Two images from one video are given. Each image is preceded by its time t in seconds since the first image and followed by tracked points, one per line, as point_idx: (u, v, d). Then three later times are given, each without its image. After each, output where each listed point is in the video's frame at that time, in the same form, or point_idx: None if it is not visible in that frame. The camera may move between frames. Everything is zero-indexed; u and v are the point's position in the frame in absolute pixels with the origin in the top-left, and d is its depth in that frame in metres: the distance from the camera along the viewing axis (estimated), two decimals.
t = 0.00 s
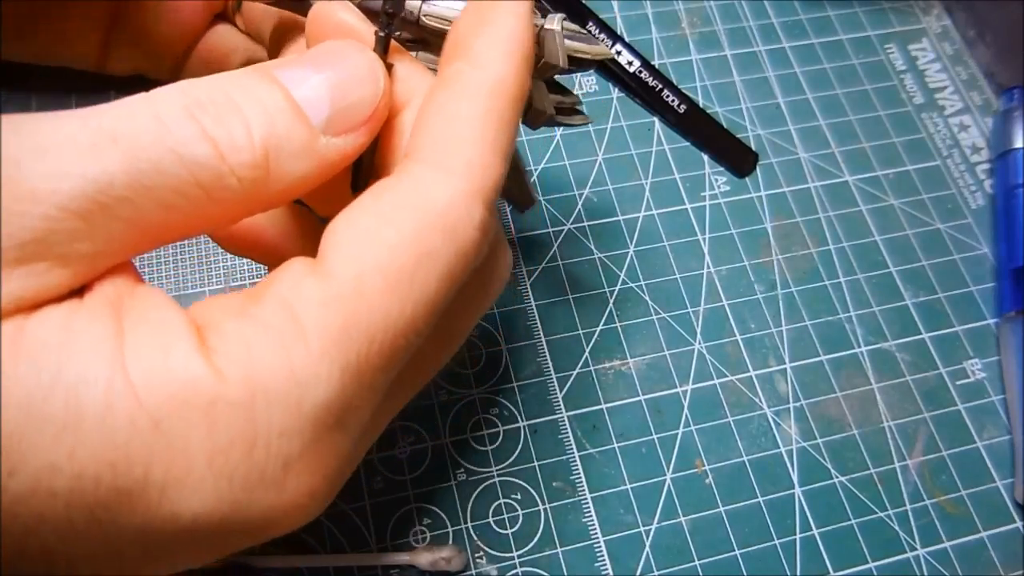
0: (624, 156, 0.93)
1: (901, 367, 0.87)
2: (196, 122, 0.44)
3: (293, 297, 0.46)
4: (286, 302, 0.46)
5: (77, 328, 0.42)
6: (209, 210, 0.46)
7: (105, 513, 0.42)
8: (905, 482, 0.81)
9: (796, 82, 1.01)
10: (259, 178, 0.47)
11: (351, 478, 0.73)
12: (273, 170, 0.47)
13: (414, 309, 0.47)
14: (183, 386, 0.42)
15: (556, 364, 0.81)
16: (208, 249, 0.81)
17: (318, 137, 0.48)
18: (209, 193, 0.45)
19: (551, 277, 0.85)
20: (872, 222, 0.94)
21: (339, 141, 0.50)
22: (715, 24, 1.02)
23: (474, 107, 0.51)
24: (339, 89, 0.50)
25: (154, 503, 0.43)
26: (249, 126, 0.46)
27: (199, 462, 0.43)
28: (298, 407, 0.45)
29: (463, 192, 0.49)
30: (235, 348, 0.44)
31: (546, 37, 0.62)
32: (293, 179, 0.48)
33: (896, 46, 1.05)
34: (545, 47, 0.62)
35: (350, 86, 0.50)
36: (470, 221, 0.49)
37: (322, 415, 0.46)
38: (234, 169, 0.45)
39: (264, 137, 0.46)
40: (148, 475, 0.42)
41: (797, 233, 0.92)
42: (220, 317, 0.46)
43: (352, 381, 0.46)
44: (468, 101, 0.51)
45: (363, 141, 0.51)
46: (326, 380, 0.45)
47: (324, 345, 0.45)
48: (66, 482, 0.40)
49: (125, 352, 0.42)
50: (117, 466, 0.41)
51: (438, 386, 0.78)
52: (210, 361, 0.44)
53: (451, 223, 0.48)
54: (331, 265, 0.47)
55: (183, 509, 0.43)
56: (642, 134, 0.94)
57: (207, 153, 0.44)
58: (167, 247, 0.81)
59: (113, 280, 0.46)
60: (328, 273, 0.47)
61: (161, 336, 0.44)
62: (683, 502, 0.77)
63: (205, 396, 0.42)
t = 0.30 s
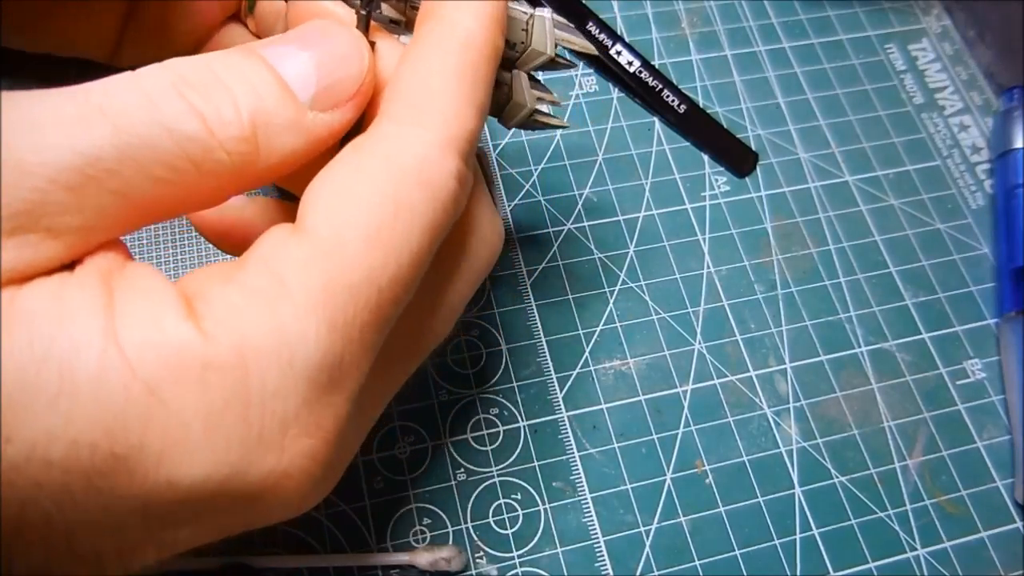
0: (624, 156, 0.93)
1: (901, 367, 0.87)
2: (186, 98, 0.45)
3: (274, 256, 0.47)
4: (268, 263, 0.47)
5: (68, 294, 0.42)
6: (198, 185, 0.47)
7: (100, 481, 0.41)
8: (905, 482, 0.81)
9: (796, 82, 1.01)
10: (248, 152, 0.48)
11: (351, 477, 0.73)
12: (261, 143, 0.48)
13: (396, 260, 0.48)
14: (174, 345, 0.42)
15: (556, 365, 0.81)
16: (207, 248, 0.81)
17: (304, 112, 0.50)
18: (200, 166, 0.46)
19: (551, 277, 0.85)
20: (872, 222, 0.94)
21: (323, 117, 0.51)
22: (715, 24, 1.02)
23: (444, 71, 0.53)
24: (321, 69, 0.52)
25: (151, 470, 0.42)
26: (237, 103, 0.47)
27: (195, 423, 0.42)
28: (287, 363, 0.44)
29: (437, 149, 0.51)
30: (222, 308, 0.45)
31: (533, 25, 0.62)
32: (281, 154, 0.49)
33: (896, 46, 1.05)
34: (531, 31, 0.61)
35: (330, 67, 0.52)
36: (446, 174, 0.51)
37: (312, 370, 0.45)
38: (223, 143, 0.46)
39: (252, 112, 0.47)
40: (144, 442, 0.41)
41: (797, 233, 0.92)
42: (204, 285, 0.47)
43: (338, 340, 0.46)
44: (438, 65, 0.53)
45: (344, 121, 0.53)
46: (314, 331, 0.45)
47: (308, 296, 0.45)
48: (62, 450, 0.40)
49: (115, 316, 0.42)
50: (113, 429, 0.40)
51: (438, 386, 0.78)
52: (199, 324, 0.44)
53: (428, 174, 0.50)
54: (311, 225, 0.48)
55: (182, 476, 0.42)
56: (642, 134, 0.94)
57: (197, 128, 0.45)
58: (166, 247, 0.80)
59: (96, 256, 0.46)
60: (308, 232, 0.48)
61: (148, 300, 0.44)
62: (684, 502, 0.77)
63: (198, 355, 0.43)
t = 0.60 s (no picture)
0: (624, 155, 0.93)
1: (902, 368, 0.87)
2: (191, 170, 0.44)
3: (287, 320, 0.47)
4: (280, 325, 0.47)
5: (59, 365, 0.42)
6: (197, 250, 0.47)
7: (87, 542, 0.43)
8: (905, 482, 0.81)
9: (796, 82, 1.01)
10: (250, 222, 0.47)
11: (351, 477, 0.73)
12: (264, 216, 0.47)
13: (404, 338, 0.49)
14: (171, 417, 0.43)
15: (556, 364, 0.81)
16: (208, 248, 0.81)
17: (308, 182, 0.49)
18: (197, 238, 0.46)
19: (551, 277, 0.85)
20: (872, 222, 0.94)
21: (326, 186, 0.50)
22: (715, 24, 1.02)
23: (459, 134, 0.52)
24: (333, 127, 0.49)
25: (134, 532, 0.43)
26: (242, 172, 0.46)
27: (185, 490, 0.44)
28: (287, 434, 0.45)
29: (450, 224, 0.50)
30: (226, 375, 0.45)
31: (525, 26, 0.64)
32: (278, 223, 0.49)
33: (896, 46, 1.05)
34: (523, 31, 0.64)
35: (342, 123, 0.50)
36: (460, 252, 0.50)
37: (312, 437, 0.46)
38: (227, 217, 0.46)
39: (256, 185, 0.46)
40: (132, 505, 0.42)
41: (797, 233, 0.92)
42: (208, 341, 0.47)
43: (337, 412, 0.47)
44: (452, 130, 0.52)
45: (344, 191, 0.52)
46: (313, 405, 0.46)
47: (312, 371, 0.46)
48: (49, 520, 0.41)
49: (110, 389, 0.42)
50: (100, 501, 0.42)
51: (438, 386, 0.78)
52: (197, 390, 0.44)
53: (438, 252, 0.50)
54: (328, 292, 0.48)
55: (162, 540, 0.44)
56: (642, 134, 0.94)
57: (200, 202, 0.45)
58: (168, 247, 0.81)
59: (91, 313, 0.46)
60: (323, 300, 0.48)
61: (149, 364, 0.44)
62: (683, 503, 0.77)
63: (194, 428, 0.43)
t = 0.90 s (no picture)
0: (624, 155, 0.93)
1: (902, 368, 0.87)
2: (207, 170, 0.45)
3: (324, 371, 0.48)
4: (318, 372, 0.48)
5: (76, 391, 0.43)
6: (218, 257, 0.47)
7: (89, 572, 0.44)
8: (905, 482, 0.81)
9: (796, 82, 1.01)
10: (271, 230, 0.47)
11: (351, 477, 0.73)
12: (283, 221, 0.47)
13: (434, 405, 0.50)
14: (193, 450, 0.44)
15: (556, 365, 0.81)
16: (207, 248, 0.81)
17: (332, 183, 0.48)
18: (217, 241, 0.46)
19: (551, 277, 0.85)
20: (872, 222, 0.94)
21: (353, 188, 0.49)
22: (715, 24, 1.02)
23: (490, 211, 0.53)
24: (359, 140, 0.49)
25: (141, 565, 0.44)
26: (260, 176, 0.46)
27: (200, 531, 0.45)
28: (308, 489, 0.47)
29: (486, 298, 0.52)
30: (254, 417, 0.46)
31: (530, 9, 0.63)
32: (301, 228, 0.48)
33: (896, 46, 1.05)
34: (529, 16, 0.63)
35: (367, 139, 0.49)
36: (493, 325, 0.51)
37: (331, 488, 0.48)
38: (246, 222, 0.46)
39: (275, 189, 0.46)
40: (143, 540, 0.43)
41: (798, 233, 0.92)
42: (237, 375, 0.48)
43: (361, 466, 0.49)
44: (483, 204, 0.53)
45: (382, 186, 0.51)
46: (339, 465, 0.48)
47: (341, 433, 0.47)
48: (56, 549, 0.42)
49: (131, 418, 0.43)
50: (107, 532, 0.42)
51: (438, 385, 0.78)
52: (222, 422, 0.45)
53: (474, 325, 0.51)
54: (363, 350, 0.49)
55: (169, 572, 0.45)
56: (642, 134, 0.94)
57: (217, 204, 0.45)
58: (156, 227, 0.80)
59: (114, 330, 0.47)
60: (359, 357, 0.49)
61: (174, 396, 0.45)
62: (684, 502, 0.77)
63: (215, 467, 0.44)
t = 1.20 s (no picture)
0: (624, 155, 0.93)
1: (901, 368, 0.87)
2: (177, 146, 0.46)
3: (279, 370, 0.48)
4: (277, 368, 0.48)
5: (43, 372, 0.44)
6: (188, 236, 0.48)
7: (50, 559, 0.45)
8: (905, 482, 0.81)
9: (796, 82, 1.01)
10: (243, 201, 0.49)
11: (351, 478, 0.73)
12: (258, 192, 0.49)
13: (406, 407, 0.49)
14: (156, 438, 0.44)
15: (556, 365, 0.81)
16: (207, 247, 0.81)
17: (299, 153, 0.50)
18: (189, 214, 0.47)
19: (550, 277, 0.85)
20: (872, 222, 0.94)
21: (320, 155, 0.51)
22: (715, 24, 1.02)
23: (501, 204, 0.53)
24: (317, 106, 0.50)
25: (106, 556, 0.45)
26: (227, 148, 0.47)
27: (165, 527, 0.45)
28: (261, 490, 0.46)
29: (471, 296, 0.51)
30: (206, 414, 0.46)
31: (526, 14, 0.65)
32: (275, 197, 0.50)
33: (896, 46, 1.05)
34: None
35: (326, 107, 0.51)
36: (475, 324, 0.51)
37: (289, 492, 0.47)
38: (218, 194, 0.47)
39: (243, 160, 0.48)
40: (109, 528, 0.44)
41: (797, 233, 0.92)
42: (192, 375, 0.48)
43: (327, 470, 0.48)
44: (493, 194, 0.53)
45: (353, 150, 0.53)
46: (299, 467, 0.46)
47: (302, 432, 0.46)
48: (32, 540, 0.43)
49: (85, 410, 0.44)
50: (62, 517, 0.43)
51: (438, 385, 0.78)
52: (167, 421, 0.45)
53: (457, 327, 0.50)
54: (330, 350, 0.48)
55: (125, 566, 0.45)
56: (642, 134, 0.94)
57: (188, 177, 0.46)
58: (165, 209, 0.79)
59: (90, 316, 0.49)
60: (330, 352, 0.48)
61: (128, 387, 0.45)
62: (683, 502, 0.77)
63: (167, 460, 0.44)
